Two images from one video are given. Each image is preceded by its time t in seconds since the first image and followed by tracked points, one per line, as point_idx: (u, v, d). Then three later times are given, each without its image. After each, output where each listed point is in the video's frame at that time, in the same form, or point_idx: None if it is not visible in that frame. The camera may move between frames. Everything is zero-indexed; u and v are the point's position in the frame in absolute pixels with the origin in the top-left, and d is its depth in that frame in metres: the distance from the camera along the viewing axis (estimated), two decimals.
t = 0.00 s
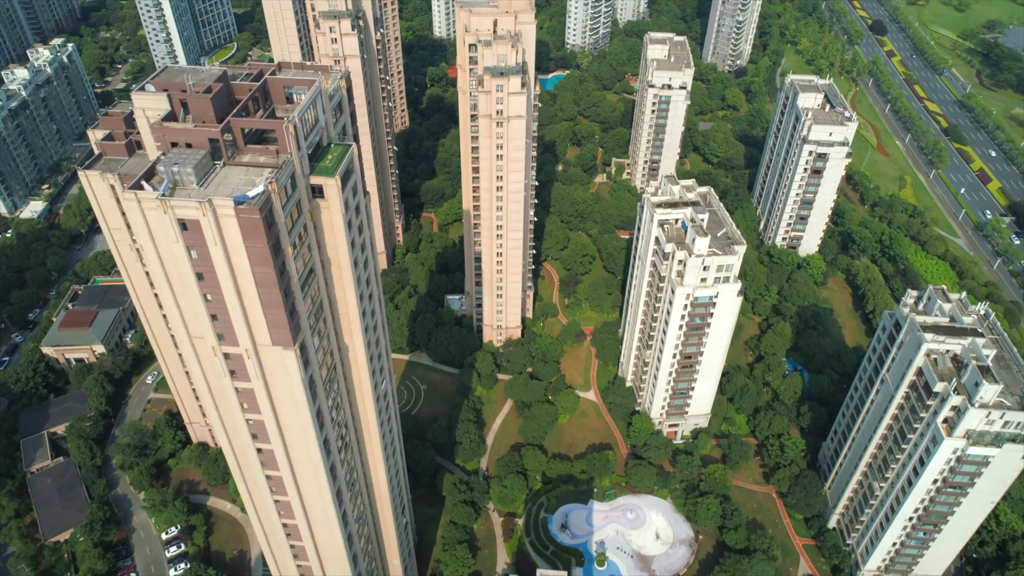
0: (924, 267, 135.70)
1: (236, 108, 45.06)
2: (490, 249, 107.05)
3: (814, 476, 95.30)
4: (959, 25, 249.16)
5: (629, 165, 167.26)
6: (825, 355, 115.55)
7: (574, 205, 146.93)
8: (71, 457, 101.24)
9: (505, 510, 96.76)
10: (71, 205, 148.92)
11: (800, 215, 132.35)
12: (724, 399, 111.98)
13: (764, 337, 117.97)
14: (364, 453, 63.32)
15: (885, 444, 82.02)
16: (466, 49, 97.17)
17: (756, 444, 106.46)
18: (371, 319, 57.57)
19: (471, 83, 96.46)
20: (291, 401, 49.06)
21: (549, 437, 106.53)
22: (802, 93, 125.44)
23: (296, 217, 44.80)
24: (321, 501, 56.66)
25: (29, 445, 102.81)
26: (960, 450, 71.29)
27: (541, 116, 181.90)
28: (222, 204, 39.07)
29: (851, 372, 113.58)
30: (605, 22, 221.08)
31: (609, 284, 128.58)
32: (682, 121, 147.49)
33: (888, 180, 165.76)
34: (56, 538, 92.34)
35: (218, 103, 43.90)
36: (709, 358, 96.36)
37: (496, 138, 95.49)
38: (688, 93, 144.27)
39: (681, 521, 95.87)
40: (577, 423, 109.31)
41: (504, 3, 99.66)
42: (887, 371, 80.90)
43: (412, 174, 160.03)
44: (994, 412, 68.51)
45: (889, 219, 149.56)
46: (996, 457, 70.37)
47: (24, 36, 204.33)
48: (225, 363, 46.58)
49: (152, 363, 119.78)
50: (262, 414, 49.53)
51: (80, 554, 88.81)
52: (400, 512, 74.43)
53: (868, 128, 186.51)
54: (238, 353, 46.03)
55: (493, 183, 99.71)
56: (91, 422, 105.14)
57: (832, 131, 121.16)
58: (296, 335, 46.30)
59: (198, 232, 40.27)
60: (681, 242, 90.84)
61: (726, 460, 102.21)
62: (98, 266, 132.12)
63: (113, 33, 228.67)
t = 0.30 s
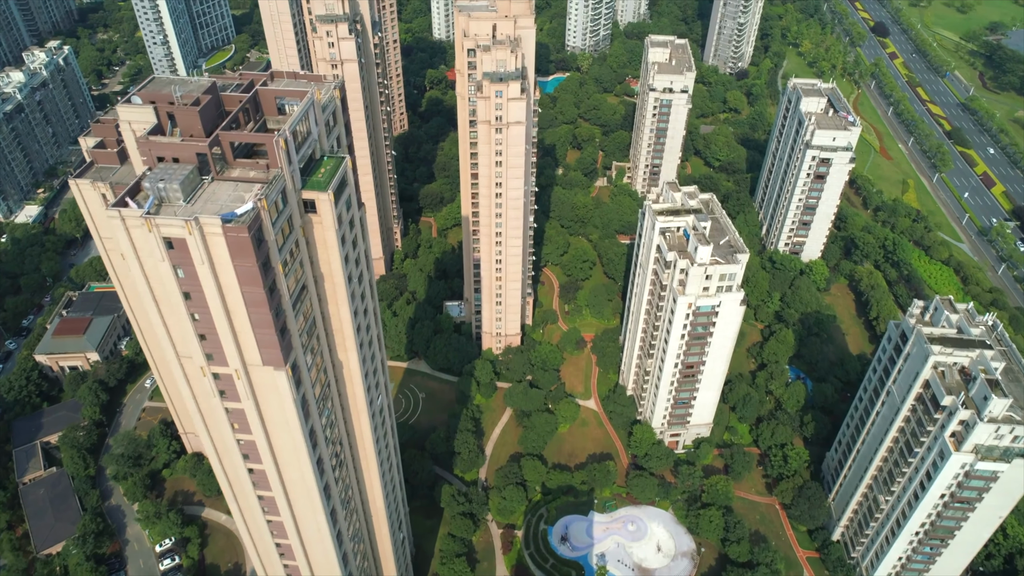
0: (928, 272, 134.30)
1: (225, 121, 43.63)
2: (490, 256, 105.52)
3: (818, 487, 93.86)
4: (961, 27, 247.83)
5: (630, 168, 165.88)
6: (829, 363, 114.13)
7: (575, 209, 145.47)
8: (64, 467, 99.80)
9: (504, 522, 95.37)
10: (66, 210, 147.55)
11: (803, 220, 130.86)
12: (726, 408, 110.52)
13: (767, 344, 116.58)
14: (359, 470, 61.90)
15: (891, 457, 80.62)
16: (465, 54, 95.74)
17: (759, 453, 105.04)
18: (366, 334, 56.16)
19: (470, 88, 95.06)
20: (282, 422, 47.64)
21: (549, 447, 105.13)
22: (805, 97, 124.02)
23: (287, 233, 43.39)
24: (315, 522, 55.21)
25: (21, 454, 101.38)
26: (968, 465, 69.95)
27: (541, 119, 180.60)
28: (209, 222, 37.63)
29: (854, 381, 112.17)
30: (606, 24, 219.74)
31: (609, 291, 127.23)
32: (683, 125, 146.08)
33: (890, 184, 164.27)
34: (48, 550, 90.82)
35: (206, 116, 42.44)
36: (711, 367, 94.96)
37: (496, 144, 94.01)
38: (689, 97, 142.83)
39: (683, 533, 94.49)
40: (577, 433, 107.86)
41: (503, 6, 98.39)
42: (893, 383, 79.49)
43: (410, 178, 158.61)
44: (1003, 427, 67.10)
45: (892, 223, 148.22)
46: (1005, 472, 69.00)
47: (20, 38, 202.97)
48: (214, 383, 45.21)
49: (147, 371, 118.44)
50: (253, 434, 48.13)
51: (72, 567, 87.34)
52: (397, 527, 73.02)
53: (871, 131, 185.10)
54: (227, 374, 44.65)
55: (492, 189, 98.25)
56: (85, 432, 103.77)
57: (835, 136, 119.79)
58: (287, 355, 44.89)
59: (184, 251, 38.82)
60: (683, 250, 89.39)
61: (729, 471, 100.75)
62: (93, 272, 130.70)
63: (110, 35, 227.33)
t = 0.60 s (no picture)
0: (933, 278, 132.78)
1: (213, 134, 42.20)
2: (488, 263, 103.97)
3: (822, 499, 92.38)
4: (964, 28, 246.38)
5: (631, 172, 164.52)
6: (832, 371, 112.68)
7: (575, 214, 144.04)
8: (57, 478, 98.40)
9: (503, 535, 93.87)
10: (61, 215, 146.06)
11: (805, 226, 129.37)
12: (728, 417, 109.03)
13: (769, 352, 115.21)
14: (355, 487, 60.43)
15: (897, 470, 79.15)
16: (463, 60, 94.21)
17: (761, 463, 103.57)
18: (361, 350, 54.74)
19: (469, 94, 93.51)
20: (273, 443, 46.18)
21: (549, 457, 103.70)
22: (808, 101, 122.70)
23: (277, 251, 41.95)
24: (308, 543, 53.77)
25: (14, 465, 99.92)
26: (977, 480, 68.57)
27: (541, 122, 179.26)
28: (195, 242, 36.15)
29: (858, 390, 110.67)
30: (606, 25, 218.22)
31: (610, 297, 125.75)
32: (684, 129, 144.73)
33: (893, 188, 162.82)
34: (40, 563, 89.36)
35: (194, 129, 41.01)
36: (713, 377, 93.54)
37: (495, 150, 92.38)
38: (691, 101, 141.37)
39: (685, 545, 93.05)
40: (576, 442, 106.42)
41: (502, 10, 96.87)
42: (899, 395, 78.02)
43: (409, 182, 157.19)
44: (1013, 442, 65.67)
45: (895, 228, 146.84)
46: (1015, 488, 67.58)
47: (17, 40, 201.91)
48: (203, 405, 43.78)
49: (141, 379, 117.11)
50: (244, 456, 46.67)
51: None
52: (394, 544, 71.62)
53: (873, 134, 183.69)
54: (216, 396, 43.23)
55: (491, 196, 96.75)
56: (78, 442, 102.45)
57: (838, 141, 118.46)
58: (278, 376, 43.44)
59: (170, 272, 37.36)
60: (685, 259, 87.96)
61: (731, 481, 99.25)
62: (88, 278, 129.27)
63: (107, 37, 226.02)
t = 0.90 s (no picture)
0: (937, 285, 131.08)
1: (200, 151, 40.51)
2: (487, 272, 102.25)
3: (827, 513, 90.71)
4: (967, 30, 244.80)
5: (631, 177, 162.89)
6: (836, 380, 111.01)
7: (575, 220, 142.42)
8: (48, 491, 96.71)
9: (502, 549, 92.23)
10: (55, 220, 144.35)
11: (808, 232, 127.66)
12: (731, 428, 107.35)
13: (772, 361, 113.52)
14: (349, 508, 58.78)
15: (904, 486, 77.50)
16: (462, 66, 92.51)
17: (765, 475, 101.93)
18: (355, 370, 53.10)
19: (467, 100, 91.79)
20: (263, 470, 44.51)
21: (549, 469, 102.09)
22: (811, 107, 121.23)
23: (266, 272, 40.28)
24: (300, 569, 52.12)
25: (5, 477, 98.23)
26: (987, 499, 66.94)
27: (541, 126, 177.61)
28: (177, 267, 34.48)
29: (863, 400, 108.95)
30: (606, 28, 216.56)
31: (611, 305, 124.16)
32: (686, 134, 143.10)
33: (897, 193, 161.10)
34: None
35: (179, 147, 39.33)
36: (716, 389, 91.90)
37: (494, 158, 90.59)
38: (692, 105, 139.75)
39: (687, 560, 91.36)
40: (577, 453, 104.73)
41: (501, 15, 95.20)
42: (907, 409, 76.34)
43: (407, 187, 155.46)
44: None
45: (899, 234, 145.16)
46: None
47: (12, 42, 200.25)
48: (189, 432, 42.13)
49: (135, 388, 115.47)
50: (232, 483, 45.03)
51: None
52: (391, 562, 69.94)
53: (876, 138, 182.09)
54: (203, 422, 41.60)
55: (490, 204, 95.04)
56: (71, 453, 100.80)
57: (842, 147, 117.00)
58: (267, 402, 41.80)
59: (152, 297, 35.70)
60: (688, 269, 86.32)
61: (734, 494, 97.58)
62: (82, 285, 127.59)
63: (104, 39, 224.36)
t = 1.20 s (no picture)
0: (941, 291, 129.66)
1: (187, 167, 39.11)
2: (486, 280, 100.71)
3: (831, 525, 89.28)
4: (969, 32, 243.43)
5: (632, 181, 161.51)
6: (840, 389, 109.52)
7: (575, 225, 141.00)
8: (40, 502, 95.16)
9: (501, 562, 90.80)
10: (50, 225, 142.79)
11: (811, 238, 126.15)
12: (733, 437, 105.95)
13: (775, 369, 112.08)
14: (344, 528, 57.32)
15: (910, 500, 76.06)
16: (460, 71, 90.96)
17: (767, 486, 100.49)
18: (349, 388, 51.66)
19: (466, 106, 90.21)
20: (253, 495, 43.06)
21: (548, 479, 100.66)
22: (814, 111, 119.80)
23: (255, 292, 38.83)
24: None
25: None
26: (996, 516, 65.50)
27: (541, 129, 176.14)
28: (160, 290, 33.02)
29: (867, 409, 107.48)
30: (607, 30, 215.15)
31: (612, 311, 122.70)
32: (687, 139, 141.63)
33: (900, 197, 159.61)
34: None
35: (164, 163, 37.94)
36: (718, 400, 90.53)
37: (493, 165, 89.02)
38: (694, 109, 138.34)
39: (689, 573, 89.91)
40: (577, 463, 103.29)
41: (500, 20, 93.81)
42: (913, 422, 74.88)
43: (406, 191, 153.96)
44: None
45: (902, 239, 143.71)
46: None
47: (8, 44, 198.65)
48: (176, 457, 40.70)
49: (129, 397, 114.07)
50: (222, 508, 43.57)
51: None
52: None
53: (878, 142, 180.64)
54: (190, 448, 40.19)
55: (489, 212, 93.53)
56: (64, 464, 99.28)
57: (846, 152, 115.44)
58: (257, 427, 40.37)
59: (135, 322, 34.22)
60: (690, 279, 84.86)
61: (737, 506, 96.12)
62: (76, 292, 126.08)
63: (101, 41, 222.82)
